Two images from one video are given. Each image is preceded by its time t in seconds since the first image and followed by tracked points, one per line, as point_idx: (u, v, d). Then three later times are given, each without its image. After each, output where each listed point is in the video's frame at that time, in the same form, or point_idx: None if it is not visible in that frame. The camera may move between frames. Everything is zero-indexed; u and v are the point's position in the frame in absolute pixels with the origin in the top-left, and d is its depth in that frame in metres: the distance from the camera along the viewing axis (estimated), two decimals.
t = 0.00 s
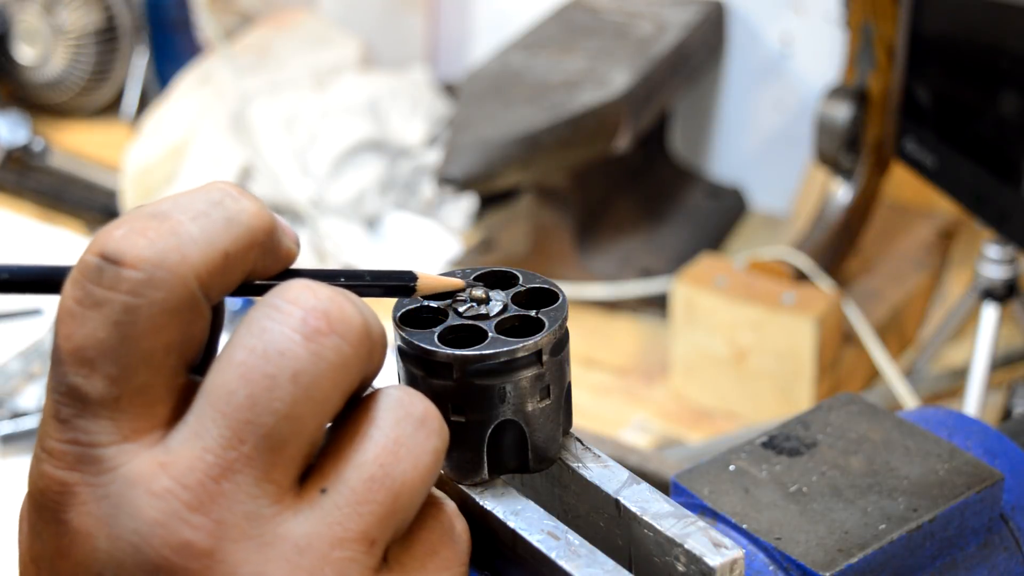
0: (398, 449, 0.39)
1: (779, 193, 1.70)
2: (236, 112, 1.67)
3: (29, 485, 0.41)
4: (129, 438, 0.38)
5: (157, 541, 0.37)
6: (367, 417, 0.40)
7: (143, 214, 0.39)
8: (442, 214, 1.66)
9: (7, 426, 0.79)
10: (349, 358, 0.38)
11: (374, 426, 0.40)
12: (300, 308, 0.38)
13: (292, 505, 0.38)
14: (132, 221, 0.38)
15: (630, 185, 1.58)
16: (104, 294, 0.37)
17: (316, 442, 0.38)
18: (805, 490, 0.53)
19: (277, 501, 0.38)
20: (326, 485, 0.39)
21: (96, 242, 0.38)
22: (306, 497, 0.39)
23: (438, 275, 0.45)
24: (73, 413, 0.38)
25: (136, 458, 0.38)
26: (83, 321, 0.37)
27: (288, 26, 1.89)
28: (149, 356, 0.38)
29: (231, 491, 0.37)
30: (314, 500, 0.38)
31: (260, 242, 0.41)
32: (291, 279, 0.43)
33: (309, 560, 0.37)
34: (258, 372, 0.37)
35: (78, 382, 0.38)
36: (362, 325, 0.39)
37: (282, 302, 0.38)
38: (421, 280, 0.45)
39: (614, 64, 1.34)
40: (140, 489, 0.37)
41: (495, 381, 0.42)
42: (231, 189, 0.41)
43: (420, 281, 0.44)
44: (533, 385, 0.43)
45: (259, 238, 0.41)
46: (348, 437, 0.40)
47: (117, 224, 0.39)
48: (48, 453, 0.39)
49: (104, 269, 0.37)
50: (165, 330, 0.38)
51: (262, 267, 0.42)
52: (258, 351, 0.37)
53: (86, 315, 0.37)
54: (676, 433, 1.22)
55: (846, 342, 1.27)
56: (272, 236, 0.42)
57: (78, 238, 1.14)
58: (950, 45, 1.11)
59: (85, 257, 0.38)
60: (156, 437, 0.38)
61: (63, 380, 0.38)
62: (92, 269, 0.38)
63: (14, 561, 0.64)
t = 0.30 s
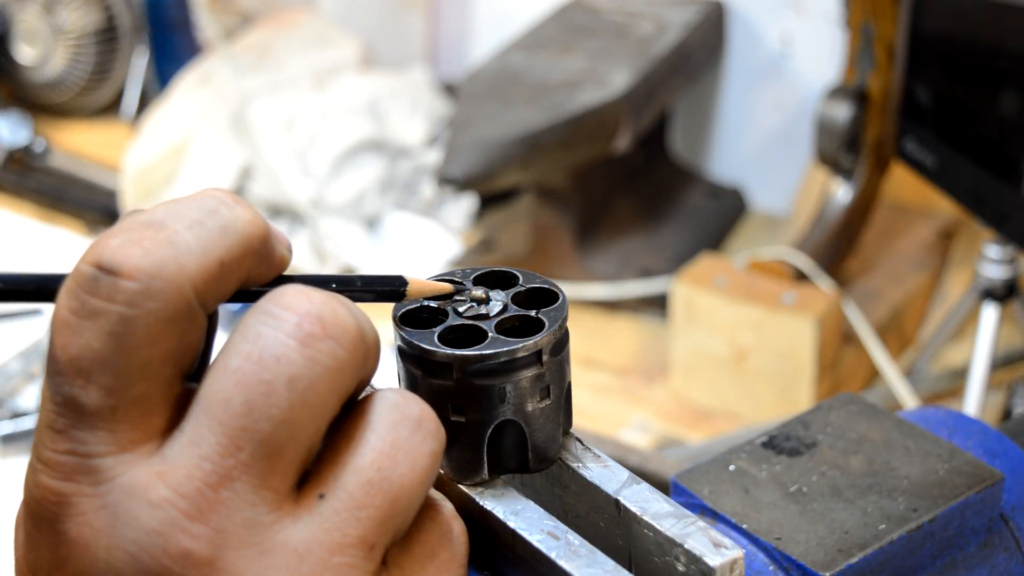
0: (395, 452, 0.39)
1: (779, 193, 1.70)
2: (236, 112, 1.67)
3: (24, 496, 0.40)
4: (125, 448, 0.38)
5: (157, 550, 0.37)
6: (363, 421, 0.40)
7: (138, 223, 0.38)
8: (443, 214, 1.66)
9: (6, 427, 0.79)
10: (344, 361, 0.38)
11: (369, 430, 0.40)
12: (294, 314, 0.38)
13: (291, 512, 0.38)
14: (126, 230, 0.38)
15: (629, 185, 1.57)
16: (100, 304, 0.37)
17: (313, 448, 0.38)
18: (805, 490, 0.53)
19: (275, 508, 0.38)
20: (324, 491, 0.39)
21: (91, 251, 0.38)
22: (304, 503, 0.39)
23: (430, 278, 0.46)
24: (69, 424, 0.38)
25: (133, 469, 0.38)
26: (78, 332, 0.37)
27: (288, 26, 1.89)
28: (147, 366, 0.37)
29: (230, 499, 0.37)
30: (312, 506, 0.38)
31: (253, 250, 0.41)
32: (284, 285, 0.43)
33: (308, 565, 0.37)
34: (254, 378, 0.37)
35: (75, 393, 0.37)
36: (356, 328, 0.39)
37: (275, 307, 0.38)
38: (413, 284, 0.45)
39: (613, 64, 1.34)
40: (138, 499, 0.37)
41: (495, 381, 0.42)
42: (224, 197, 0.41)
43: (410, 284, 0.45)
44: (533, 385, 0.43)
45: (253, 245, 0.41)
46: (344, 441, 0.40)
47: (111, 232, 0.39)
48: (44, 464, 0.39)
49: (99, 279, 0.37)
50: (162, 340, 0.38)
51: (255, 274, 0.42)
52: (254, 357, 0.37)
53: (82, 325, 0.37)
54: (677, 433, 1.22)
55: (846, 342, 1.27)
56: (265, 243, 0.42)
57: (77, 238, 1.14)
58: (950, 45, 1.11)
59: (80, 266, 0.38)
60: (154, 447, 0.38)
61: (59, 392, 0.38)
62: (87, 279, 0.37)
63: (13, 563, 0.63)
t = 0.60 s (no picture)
0: (391, 462, 0.40)
1: (779, 193, 1.70)
2: (236, 112, 1.67)
3: (17, 514, 0.40)
4: (117, 468, 0.37)
5: (154, 571, 0.37)
6: (356, 432, 0.40)
7: (125, 239, 0.37)
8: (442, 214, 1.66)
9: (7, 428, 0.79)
10: (338, 373, 0.38)
11: (363, 440, 0.40)
12: (286, 327, 0.38)
13: (287, 528, 0.38)
14: (114, 246, 0.37)
15: (630, 185, 1.57)
16: (90, 325, 0.36)
17: (308, 461, 0.38)
18: (806, 490, 0.53)
19: (271, 524, 0.38)
20: (320, 503, 0.39)
21: (77, 269, 0.37)
22: (300, 516, 0.39)
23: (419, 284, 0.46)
24: (59, 446, 0.37)
25: (126, 489, 0.37)
26: (67, 353, 0.36)
27: (288, 26, 1.89)
28: (138, 386, 0.37)
29: (226, 517, 0.37)
30: (309, 519, 0.39)
31: (243, 263, 0.40)
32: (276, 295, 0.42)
33: None
34: (247, 395, 0.37)
35: (65, 414, 0.37)
36: (348, 340, 0.39)
37: (267, 321, 0.38)
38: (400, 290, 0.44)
39: (614, 64, 1.34)
40: (134, 519, 0.37)
41: (495, 381, 0.42)
42: (212, 208, 0.40)
43: (399, 291, 0.44)
44: (533, 385, 0.43)
45: (243, 258, 0.40)
46: (338, 452, 0.40)
47: (98, 249, 0.37)
48: (35, 484, 0.38)
49: (88, 298, 0.36)
50: (153, 360, 0.37)
51: (245, 285, 0.41)
52: (247, 372, 0.37)
53: (70, 346, 0.36)
54: (677, 433, 1.22)
55: (846, 342, 1.27)
56: (255, 254, 0.41)
57: (77, 238, 1.14)
58: (950, 46, 1.11)
59: (66, 285, 0.36)
60: (147, 466, 0.38)
61: (48, 413, 0.37)
62: (75, 299, 0.36)
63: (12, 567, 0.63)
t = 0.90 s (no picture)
0: (393, 468, 0.40)
1: (779, 193, 1.70)
2: (236, 112, 1.67)
3: (15, 520, 0.40)
4: (120, 477, 0.37)
5: None
6: (359, 437, 0.40)
7: (127, 247, 0.37)
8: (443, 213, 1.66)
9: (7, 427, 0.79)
10: (340, 380, 0.38)
11: (366, 446, 0.40)
12: (289, 334, 0.38)
13: (289, 535, 0.38)
14: (116, 255, 0.37)
15: (629, 185, 1.57)
16: (92, 334, 0.36)
17: (310, 468, 0.38)
18: (805, 490, 0.53)
19: (273, 532, 0.38)
20: (322, 510, 0.39)
21: (80, 278, 0.36)
22: (302, 523, 0.39)
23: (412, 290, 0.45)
24: (61, 454, 0.37)
25: (128, 497, 0.37)
26: (70, 363, 0.36)
27: (288, 26, 1.89)
28: (140, 396, 0.37)
29: (228, 524, 0.37)
30: (311, 526, 0.39)
31: (246, 271, 0.40)
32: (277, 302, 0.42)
33: None
34: (249, 403, 0.37)
35: (67, 423, 0.36)
36: (351, 347, 0.39)
37: (269, 328, 0.38)
38: (397, 298, 0.43)
39: (613, 64, 1.34)
40: (135, 527, 0.37)
41: (495, 381, 0.42)
42: (214, 217, 0.40)
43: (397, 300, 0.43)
44: (533, 385, 0.43)
45: (246, 266, 0.40)
46: (340, 457, 0.40)
47: (100, 257, 0.37)
48: (35, 492, 0.38)
49: (91, 308, 0.36)
50: (156, 369, 0.37)
51: (248, 293, 0.41)
52: (249, 380, 0.37)
53: (72, 356, 0.36)
54: (677, 433, 1.22)
55: (846, 342, 1.27)
56: (258, 262, 0.41)
57: (77, 238, 1.14)
58: (950, 46, 1.11)
59: (68, 293, 0.36)
60: (148, 475, 0.38)
61: (50, 422, 0.37)
62: (78, 308, 0.36)
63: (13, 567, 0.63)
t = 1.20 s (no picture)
0: (397, 470, 0.40)
1: (779, 193, 1.70)
2: (237, 112, 1.67)
3: (18, 520, 0.40)
4: (124, 478, 0.37)
5: None
6: (362, 438, 0.40)
7: (133, 247, 0.37)
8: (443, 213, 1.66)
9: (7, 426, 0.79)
10: (344, 382, 0.38)
11: (369, 448, 0.40)
12: (294, 335, 0.38)
13: (293, 536, 0.38)
14: (122, 255, 0.37)
15: (629, 185, 1.57)
16: (97, 335, 0.36)
17: (314, 469, 0.38)
18: (805, 490, 0.53)
19: (277, 533, 0.38)
20: (326, 512, 0.39)
21: (85, 278, 0.36)
22: (305, 525, 0.39)
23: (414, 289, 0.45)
24: (65, 455, 0.37)
25: (132, 498, 0.37)
26: (75, 363, 0.36)
27: (288, 26, 1.89)
28: (145, 396, 0.36)
29: (232, 525, 0.37)
30: (314, 527, 0.39)
31: (251, 271, 0.39)
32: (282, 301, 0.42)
33: None
34: (254, 404, 0.37)
35: (71, 423, 0.36)
36: (355, 348, 0.39)
37: (274, 328, 0.38)
38: (400, 297, 0.43)
39: (613, 64, 1.34)
40: (139, 528, 0.37)
41: (495, 380, 0.42)
42: (220, 217, 0.40)
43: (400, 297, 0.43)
44: (533, 384, 0.43)
45: (251, 266, 0.39)
46: (343, 459, 0.40)
47: (105, 257, 0.37)
48: (39, 492, 0.38)
49: (97, 308, 0.36)
50: (161, 370, 0.37)
51: (254, 293, 0.41)
52: (254, 381, 0.37)
53: (78, 356, 0.36)
54: (677, 433, 1.22)
55: (846, 342, 1.27)
56: (264, 262, 0.40)
57: (78, 238, 1.14)
58: (950, 46, 1.11)
59: (73, 293, 0.36)
60: (153, 475, 0.38)
61: (54, 422, 0.37)
62: (83, 308, 0.36)
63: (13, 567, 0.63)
